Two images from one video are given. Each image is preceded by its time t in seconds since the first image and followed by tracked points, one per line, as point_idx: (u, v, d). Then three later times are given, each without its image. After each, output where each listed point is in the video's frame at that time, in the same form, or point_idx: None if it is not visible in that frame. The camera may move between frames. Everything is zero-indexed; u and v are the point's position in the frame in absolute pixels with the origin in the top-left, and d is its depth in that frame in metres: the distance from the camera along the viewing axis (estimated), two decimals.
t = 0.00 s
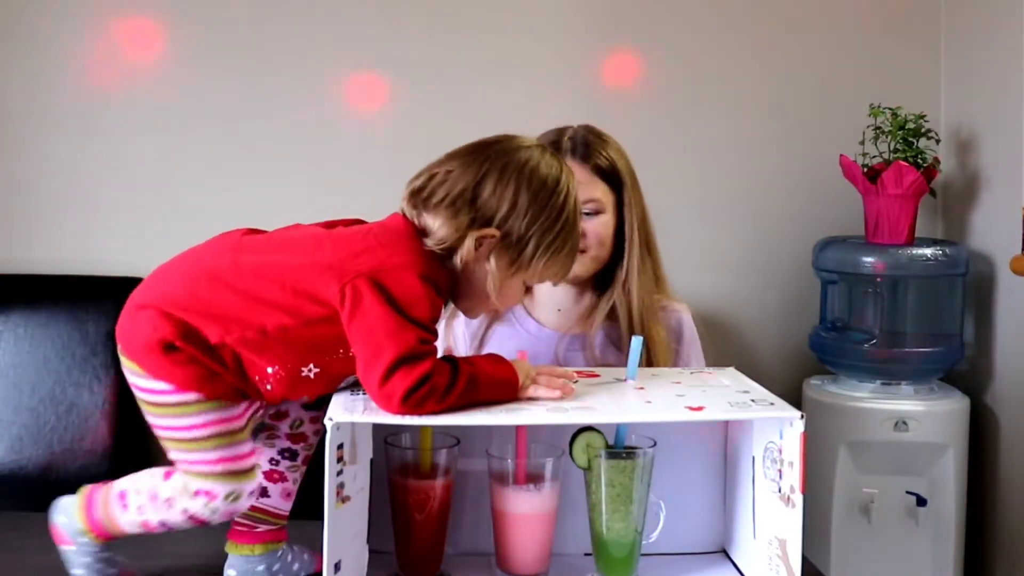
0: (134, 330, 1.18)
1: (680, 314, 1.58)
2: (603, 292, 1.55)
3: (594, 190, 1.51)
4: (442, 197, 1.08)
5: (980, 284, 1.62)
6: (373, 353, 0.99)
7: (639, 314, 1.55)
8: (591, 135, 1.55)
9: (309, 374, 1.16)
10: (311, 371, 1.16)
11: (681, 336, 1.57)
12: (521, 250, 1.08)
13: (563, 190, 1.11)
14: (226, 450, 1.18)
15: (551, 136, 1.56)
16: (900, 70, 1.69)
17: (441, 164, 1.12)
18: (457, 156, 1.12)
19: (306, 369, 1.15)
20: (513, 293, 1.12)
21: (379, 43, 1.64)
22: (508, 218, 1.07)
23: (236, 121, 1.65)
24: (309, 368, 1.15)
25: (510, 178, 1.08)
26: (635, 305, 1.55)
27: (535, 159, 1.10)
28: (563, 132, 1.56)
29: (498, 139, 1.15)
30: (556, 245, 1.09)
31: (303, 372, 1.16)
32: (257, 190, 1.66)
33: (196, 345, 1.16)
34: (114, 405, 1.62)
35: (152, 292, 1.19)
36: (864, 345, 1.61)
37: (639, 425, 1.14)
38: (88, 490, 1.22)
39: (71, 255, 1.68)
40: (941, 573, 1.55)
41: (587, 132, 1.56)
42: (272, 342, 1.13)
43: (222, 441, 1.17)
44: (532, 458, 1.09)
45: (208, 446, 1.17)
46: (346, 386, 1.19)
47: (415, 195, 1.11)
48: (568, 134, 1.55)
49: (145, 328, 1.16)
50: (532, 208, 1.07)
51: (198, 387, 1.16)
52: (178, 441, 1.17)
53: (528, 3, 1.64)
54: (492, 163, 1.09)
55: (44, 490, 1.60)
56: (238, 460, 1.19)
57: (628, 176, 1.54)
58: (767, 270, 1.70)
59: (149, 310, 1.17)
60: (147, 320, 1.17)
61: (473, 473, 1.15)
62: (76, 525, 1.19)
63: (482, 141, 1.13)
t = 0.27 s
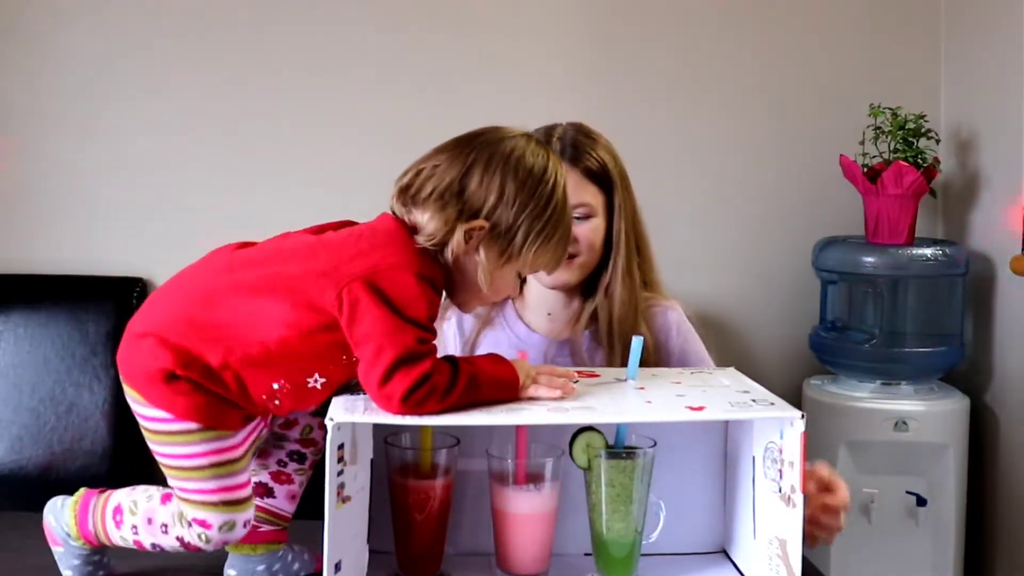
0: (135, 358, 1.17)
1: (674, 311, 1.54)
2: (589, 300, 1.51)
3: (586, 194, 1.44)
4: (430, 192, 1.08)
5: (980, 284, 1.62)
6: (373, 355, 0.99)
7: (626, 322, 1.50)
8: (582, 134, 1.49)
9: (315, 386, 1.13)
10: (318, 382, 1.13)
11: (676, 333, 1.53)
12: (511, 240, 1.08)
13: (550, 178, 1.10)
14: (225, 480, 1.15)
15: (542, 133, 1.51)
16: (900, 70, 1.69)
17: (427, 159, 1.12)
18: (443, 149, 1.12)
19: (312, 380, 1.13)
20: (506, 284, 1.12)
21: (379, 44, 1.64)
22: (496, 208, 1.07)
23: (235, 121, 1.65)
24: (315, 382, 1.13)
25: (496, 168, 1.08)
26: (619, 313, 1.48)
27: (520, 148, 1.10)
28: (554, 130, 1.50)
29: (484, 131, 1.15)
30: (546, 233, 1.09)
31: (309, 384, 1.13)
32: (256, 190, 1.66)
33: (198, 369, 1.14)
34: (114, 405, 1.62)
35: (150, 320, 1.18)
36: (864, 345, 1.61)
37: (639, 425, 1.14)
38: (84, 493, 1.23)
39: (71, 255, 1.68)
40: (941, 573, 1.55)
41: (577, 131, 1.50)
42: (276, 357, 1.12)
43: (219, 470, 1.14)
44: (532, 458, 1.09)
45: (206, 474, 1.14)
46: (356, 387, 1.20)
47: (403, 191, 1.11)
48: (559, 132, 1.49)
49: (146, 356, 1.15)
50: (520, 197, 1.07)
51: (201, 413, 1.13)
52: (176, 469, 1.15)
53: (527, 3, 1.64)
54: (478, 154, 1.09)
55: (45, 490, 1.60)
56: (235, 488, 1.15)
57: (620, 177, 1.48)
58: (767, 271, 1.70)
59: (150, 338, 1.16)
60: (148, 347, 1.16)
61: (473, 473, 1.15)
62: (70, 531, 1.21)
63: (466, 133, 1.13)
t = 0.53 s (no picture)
0: (148, 391, 1.20)
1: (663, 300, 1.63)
2: (576, 298, 1.58)
3: (576, 193, 1.57)
4: (425, 187, 1.10)
5: (981, 284, 1.62)
6: (375, 359, 1.01)
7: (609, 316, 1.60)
8: (575, 131, 1.64)
9: (325, 393, 1.20)
10: (326, 391, 1.20)
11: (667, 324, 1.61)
12: (506, 232, 1.10)
13: (543, 170, 1.13)
14: (236, 512, 1.21)
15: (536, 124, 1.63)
16: (901, 69, 1.68)
17: (421, 155, 1.14)
18: (436, 145, 1.14)
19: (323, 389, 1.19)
20: (502, 276, 1.14)
21: (379, 43, 1.64)
22: (491, 202, 1.09)
23: (235, 121, 1.65)
24: (326, 387, 1.20)
25: (490, 161, 1.10)
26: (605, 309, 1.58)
27: (514, 141, 1.13)
28: (546, 125, 1.63)
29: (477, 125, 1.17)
30: (541, 225, 1.11)
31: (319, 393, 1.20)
32: (256, 191, 1.66)
33: (211, 396, 1.18)
34: (113, 406, 1.61)
35: (157, 352, 1.20)
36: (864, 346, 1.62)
37: (639, 425, 1.14)
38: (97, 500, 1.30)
39: (69, 255, 1.68)
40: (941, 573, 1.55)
41: (570, 126, 1.64)
42: (286, 371, 1.16)
43: (233, 500, 1.21)
44: (532, 458, 1.09)
45: (219, 505, 1.20)
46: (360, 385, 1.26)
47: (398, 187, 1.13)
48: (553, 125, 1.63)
49: (159, 390, 1.19)
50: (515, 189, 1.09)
51: (217, 442, 1.19)
52: (190, 499, 1.20)
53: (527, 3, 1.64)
54: (472, 149, 1.11)
55: (45, 490, 1.62)
56: (246, 519, 1.22)
57: (609, 174, 1.61)
58: (767, 271, 1.69)
59: (159, 372, 1.19)
60: (159, 381, 1.19)
61: (473, 472, 1.15)
62: (79, 534, 1.28)
63: (460, 129, 1.15)
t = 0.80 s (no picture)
0: (154, 422, 1.17)
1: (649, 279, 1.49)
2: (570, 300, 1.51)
3: (574, 189, 1.47)
4: (402, 183, 1.06)
5: (981, 284, 1.62)
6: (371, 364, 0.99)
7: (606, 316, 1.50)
8: (570, 126, 1.55)
9: (325, 397, 1.19)
10: (327, 394, 1.19)
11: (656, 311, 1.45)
12: (488, 223, 1.06)
13: (522, 156, 1.09)
14: (251, 531, 1.19)
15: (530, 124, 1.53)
16: (902, 69, 1.68)
17: (397, 148, 1.10)
18: (411, 136, 1.10)
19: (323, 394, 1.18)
20: (486, 266, 1.10)
21: (380, 43, 1.64)
22: (470, 192, 1.05)
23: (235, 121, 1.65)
24: (327, 391, 1.19)
25: (467, 150, 1.06)
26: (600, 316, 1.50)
27: (491, 127, 1.09)
28: (542, 120, 1.55)
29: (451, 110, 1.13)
30: (523, 213, 1.07)
31: (320, 396, 1.19)
32: (256, 191, 1.66)
33: (219, 419, 1.15)
34: (113, 406, 1.62)
35: (157, 381, 1.17)
36: (862, 346, 1.64)
37: (639, 425, 1.14)
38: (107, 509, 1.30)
39: (71, 255, 1.68)
40: (940, 572, 1.55)
41: (565, 122, 1.56)
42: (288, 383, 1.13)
43: (246, 522, 1.18)
44: (532, 458, 1.09)
45: (233, 527, 1.18)
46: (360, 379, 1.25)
47: (376, 183, 1.10)
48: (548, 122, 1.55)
49: (164, 420, 1.16)
50: (494, 176, 1.06)
51: (229, 464, 1.16)
52: (201, 524, 1.18)
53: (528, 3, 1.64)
54: (447, 138, 1.07)
55: (44, 490, 1.62)
56: (258, 539, 1.20)
57: (607, 169, 1.52)
58: (767, 271, 1.69)
59: (164, 402, 1.16)
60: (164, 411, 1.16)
61: (473, 472, 1.15)
62: (88, 545, 1.28)
63: (435, 117, 1.11)
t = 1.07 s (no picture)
0: (141, 458, 1.16)
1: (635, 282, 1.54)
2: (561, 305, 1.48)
3: (565, 199, 1.45)
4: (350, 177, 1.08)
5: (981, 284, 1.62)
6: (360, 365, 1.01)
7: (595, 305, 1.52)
8: (562, 132, 1.51)
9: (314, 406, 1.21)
10: (317, 403, 1.21)
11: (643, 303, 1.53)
12: (436, 200, 1.09)
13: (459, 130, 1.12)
14: (246, 554, 1.19)
15: (518, 129, 1.49)
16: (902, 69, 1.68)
17: (336, 139, 1.12)
18: (350, 125, 1.12)
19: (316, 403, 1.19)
20: (442, 243, 1.13)
21: (380, 43, 1.64)
22: (415, 172, 1.08)
23: (235, 121, 1.65)
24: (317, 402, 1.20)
25: (406, 130, 1.09)
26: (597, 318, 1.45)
27: (424, 105, 1.11)
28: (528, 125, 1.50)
29: (382, 94, 1.16)
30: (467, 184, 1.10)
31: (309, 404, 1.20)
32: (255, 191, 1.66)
33: (210, 447, 1.14)
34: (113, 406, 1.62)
35: (141, 419, 1.15)
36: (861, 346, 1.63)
37: (639, 425, 1.14)
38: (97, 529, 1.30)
39: (71, 255, 1.68)
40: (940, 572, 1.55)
41: (555, 125, 1.51)
42: (275, 398, 1.14)
43: (235, 548, 1.18)
44: (532, 458, 1.09)
45: (222, 553, 1.18)
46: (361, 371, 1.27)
47: (324, 178, 1.12)
48: (539, 127, 1.50)
49: (153, 456, 1.14)
50: (435, 153, 1.08)
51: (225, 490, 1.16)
52: (195, 551, 1.18)
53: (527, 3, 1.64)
54: (386, 121, 1.09)
55: (44, 490, 1.62)
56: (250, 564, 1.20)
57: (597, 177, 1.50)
58: (767, 271, 1.69)
59: (151, 437, 1.15)
60: (150, 447, 1.15)
61: (472, 472, 1.15)
62: (76, 564, 1.28)
63: (368, 104, 1.13)
